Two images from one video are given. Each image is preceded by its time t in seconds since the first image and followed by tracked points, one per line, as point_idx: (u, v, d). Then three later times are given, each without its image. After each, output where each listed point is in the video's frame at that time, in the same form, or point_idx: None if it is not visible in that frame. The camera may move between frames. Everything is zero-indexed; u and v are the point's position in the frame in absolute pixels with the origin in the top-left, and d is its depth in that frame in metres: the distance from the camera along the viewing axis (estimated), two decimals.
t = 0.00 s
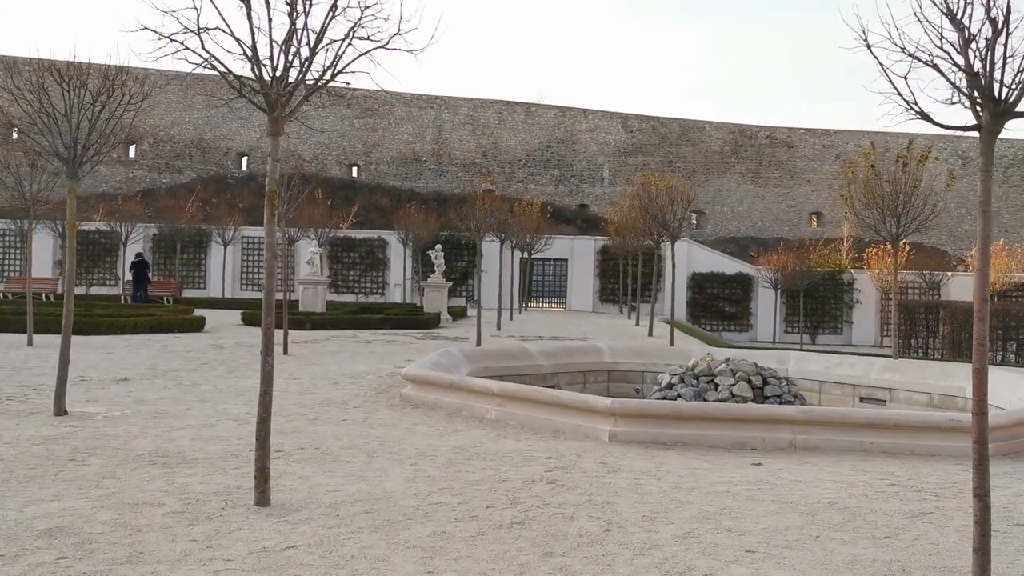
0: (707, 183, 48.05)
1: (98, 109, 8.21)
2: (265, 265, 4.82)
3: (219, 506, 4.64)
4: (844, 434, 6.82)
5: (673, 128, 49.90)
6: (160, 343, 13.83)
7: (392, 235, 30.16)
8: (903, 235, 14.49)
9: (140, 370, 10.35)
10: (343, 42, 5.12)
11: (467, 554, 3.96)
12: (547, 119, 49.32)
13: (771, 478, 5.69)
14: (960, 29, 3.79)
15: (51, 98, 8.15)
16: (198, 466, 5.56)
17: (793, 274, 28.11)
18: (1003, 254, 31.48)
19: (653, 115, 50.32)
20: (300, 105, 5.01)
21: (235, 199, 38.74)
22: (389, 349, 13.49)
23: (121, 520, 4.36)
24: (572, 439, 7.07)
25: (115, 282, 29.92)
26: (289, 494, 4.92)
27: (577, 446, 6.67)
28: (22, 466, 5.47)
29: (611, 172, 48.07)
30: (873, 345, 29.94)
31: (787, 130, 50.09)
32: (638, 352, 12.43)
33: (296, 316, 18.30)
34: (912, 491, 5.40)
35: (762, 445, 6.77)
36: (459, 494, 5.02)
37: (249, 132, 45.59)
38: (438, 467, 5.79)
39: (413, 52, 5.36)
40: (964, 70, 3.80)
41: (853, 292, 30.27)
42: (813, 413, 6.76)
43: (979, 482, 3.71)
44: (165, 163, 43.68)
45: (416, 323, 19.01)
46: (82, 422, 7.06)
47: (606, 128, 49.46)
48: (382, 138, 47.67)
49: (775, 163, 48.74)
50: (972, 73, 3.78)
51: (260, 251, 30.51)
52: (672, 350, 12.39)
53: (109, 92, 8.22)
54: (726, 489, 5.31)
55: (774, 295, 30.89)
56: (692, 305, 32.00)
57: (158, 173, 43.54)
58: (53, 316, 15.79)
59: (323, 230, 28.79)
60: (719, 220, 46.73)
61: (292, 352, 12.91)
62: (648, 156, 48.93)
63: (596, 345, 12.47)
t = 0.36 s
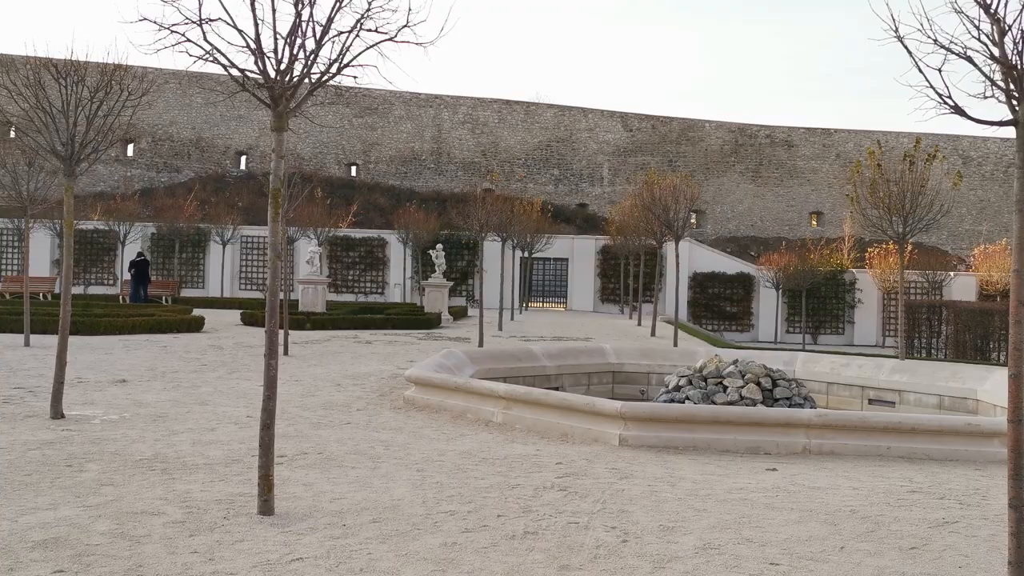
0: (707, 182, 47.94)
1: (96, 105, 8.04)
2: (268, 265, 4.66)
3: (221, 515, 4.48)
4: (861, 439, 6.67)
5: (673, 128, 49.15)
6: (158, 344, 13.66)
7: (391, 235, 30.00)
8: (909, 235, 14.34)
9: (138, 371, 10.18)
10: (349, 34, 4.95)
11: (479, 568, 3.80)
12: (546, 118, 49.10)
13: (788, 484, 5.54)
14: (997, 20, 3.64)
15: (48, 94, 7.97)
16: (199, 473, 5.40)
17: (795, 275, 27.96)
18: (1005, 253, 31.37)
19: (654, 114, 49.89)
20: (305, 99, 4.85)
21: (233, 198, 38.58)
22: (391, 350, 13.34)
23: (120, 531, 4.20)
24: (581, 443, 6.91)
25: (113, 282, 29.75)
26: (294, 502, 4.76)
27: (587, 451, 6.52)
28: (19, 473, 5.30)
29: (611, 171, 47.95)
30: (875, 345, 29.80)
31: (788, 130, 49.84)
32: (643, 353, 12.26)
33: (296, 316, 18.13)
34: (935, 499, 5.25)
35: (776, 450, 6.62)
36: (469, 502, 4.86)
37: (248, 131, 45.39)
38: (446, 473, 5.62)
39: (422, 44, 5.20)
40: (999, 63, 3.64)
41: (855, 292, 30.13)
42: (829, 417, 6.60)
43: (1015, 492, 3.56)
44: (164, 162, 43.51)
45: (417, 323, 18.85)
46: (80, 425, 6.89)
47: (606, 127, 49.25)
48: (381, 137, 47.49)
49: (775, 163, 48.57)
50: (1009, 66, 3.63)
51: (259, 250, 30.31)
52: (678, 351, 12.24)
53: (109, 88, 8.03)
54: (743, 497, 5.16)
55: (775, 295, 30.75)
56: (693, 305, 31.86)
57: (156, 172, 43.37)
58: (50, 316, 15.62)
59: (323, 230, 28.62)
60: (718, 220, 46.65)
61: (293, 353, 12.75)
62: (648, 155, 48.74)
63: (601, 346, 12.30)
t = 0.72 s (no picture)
0: (707, 183, 47.81)
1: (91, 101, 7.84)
2: (266, 262, 4.49)
3: (217, 522, 4.31)
4: (873, 442, 6.51)
5: (673, 128, 49.30)
6: (155, 344, 13.48)
7: (391, 235, 29.86)
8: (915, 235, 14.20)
9: (134, 372, 10.01)
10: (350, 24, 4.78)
11: None
12: (545, 118, 48.95)
13: (802, 489, 5.38)
14: None
15: (42, 89, 7.78)
16: (194, 477, 5.23)
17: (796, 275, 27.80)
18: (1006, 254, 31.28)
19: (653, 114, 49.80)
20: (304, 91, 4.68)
21: (231, 198, 38.40)
22: (391, 351, 13.17)
23: (112, 538, 4.03)
24: (587, 446, 6.75)
25: (110, 282, 29.55)
26: (292, 508, 4.60)
27: (593, 454, 6.36)
28: (9, 477, 5.13)
29: (611, 171, 47.83)
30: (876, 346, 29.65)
31: (788, 130, 49.73)
32: (646, 353, 12.10)
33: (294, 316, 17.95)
34: (953, 504, 5.09)
35: (787, 453, 6.47)
36: (474, 508, 4.70)
37: (246, 131, 45.17)
38: (449, 477, 5.45)
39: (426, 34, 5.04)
40: None
41: (856, 292, 29.99)
42: (840, 418, 6.44)
43: None
44: (162, 162, 43.31)
45: (417, 323, 18.68)
46: (73, 428, 6.72)
47: (606, 127, 49.09)
48: (380, 137, 47.28)
49: (775, 163, 48.44)
50: None
51: (258, 250, 30.11)
52: (682, 351, 12.08)
53: (102, 82, 7.85)
54: (756, 502, 5.01)
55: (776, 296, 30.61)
56: (693, 306, 31.71)
57: (155, 172, 43.17)
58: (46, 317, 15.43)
59: (322, 230, 28.44)
60: (718, 221, 46.46)
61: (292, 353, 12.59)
62: (648, 155, 48.57)
63: (603, 347, 12.15)
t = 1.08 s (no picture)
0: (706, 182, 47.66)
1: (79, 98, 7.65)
2: (256, 265, 4.30)
3: (204, 537, 4.13)
4: (883, 449, 6.33)
5: (672, 127, 49.08)
6: (149, 346, 13.28)
7: (389, 234, 29.66)
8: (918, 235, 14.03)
9: (127, 375, 9.82)
10: (344, 16, 4.60)
11: None
12: (544, 117, 48.80)
13: (812, 499, 5.20)
14: None
15: (29, 85, 7.58)
16: (183, 488, 5.04)
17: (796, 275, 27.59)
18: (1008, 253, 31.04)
19: (652, 113, 49.66)
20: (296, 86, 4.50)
21: (229, 197, 38.22)
22: (389, 353, 12.98)
23: (94, 556, 3.85)
24: (589, 453, 6.57)
25: (107, 281, 29.35)
26: (284, 521, 4.42)
27: (596, 462, 6.17)
28: None
29: (610, 170, 47.64)
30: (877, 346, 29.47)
31: (787, 129, 49.60)
32: (648, 356, 11.91)
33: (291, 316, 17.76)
34: (969, 516, 4.92)
35: (795, 461, 6.29)
36: (473, 521, 4.51)
37: (244, 130, 44.94)
38: (447, 488, 5.26)
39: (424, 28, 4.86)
40: None
41: (856, 292, 29.82)
42: (850, 425, 6.27)
43: None
44: (159, 161, 43.09)
45: (415, 324, 18.49)
46: (60, 435, 6.53)
47: (605, 126, 48.91)
48: (378, 136, 47.04)
49: (774, 162, 48.28)
50: None
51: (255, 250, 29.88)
52: (684, 354, 11.89)
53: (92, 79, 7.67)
54: (766, 514, 4.83)
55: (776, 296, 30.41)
56: (693, 305, 31.53)
57: (152, 171, 42.95)
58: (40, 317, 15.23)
59: (319, 230, 28.23)
60: (717, 221, 46.29)
61: (289, 355, 12.39)
62: (647, 154, 48.38)
63: (604, 349, 11.96)
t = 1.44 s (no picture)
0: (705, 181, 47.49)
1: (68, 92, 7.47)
2: (249, 262, 4.13)
3: (194, 545, 3.96)
4: (894, 452, 6.17)
5: (671, 126, 49.05)
6: (144, 345, 13.08)
7: (387, 234, 29.49)
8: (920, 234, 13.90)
9: (120, 375, 9.64)
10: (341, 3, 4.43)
11: None
12: (542, 117, 48.67)
13: (824, 505, 5.05)
14: None
15: (18, 79, 7.40)
16: (173, 492, 4.87)
17: (796, 275, 27.43)
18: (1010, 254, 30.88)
19: (651, 112, 49.53)
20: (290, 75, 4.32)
21: (227, 196, 38.04)
22: (387, 353, 12.80)
23: (79, 565, 3.68)
24: (592, 455, 6.41)
25: (103, 281, 29.15)
26: (278, 527, 4.25)
27: (600, 465, 6.01)
28: None
29: (609, 170, 47.45)
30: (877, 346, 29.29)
31: (786, 128, 49.46)
32: (649, 356, 11.74)
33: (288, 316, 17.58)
34: (986, 521, 4.76)
35: (803, 464, 6.13)
36: (475, 527, 4.34)
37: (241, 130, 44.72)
38: (448, 492, 5.10)
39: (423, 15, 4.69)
40: None
41: (857, 292, 29.66)
42: (860, 427, 6.10)
43: None
44: (156, 160, 42.85)
45: (413, 324, 18.31)
46: (49, 436, 6.35)
47: (603, 126, 48.78)
48: (376, 135, 46.83)
49: (773, 162, 48.13)
50: None
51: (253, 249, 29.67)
52: (687, 354, 11.72)
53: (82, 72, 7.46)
54: (778, 520, 4.66)
55: (776, 296, 30.25)
56: (693, 305, 31.39)
57: (149, 170, 42.71)
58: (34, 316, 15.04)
59: (317, 229, 28.04)
60: (717, 221, 46.11)
61: (285, 355, 12.21)
62: (646, 154, 48.22)
63: (605, 349, 11.80)
